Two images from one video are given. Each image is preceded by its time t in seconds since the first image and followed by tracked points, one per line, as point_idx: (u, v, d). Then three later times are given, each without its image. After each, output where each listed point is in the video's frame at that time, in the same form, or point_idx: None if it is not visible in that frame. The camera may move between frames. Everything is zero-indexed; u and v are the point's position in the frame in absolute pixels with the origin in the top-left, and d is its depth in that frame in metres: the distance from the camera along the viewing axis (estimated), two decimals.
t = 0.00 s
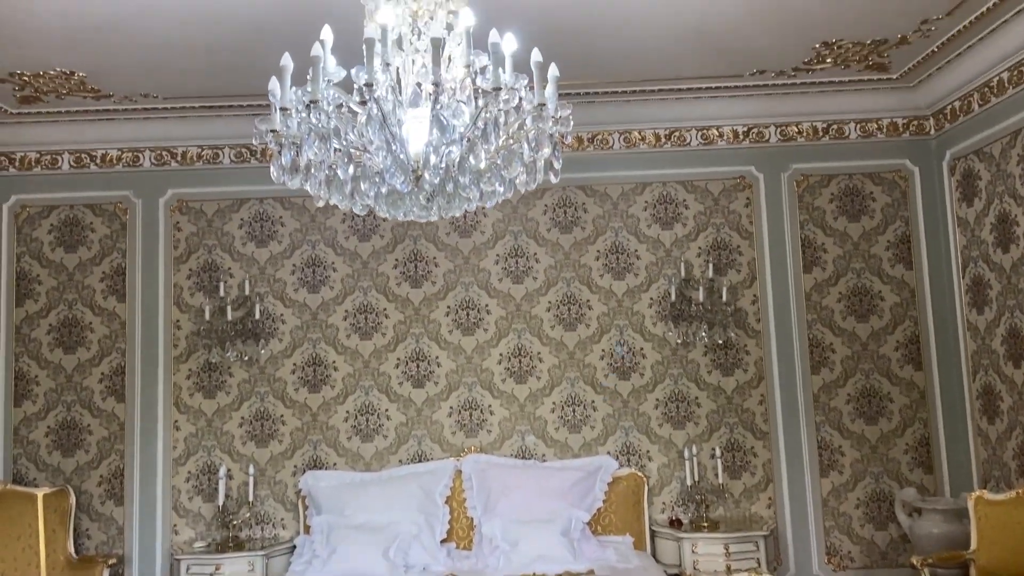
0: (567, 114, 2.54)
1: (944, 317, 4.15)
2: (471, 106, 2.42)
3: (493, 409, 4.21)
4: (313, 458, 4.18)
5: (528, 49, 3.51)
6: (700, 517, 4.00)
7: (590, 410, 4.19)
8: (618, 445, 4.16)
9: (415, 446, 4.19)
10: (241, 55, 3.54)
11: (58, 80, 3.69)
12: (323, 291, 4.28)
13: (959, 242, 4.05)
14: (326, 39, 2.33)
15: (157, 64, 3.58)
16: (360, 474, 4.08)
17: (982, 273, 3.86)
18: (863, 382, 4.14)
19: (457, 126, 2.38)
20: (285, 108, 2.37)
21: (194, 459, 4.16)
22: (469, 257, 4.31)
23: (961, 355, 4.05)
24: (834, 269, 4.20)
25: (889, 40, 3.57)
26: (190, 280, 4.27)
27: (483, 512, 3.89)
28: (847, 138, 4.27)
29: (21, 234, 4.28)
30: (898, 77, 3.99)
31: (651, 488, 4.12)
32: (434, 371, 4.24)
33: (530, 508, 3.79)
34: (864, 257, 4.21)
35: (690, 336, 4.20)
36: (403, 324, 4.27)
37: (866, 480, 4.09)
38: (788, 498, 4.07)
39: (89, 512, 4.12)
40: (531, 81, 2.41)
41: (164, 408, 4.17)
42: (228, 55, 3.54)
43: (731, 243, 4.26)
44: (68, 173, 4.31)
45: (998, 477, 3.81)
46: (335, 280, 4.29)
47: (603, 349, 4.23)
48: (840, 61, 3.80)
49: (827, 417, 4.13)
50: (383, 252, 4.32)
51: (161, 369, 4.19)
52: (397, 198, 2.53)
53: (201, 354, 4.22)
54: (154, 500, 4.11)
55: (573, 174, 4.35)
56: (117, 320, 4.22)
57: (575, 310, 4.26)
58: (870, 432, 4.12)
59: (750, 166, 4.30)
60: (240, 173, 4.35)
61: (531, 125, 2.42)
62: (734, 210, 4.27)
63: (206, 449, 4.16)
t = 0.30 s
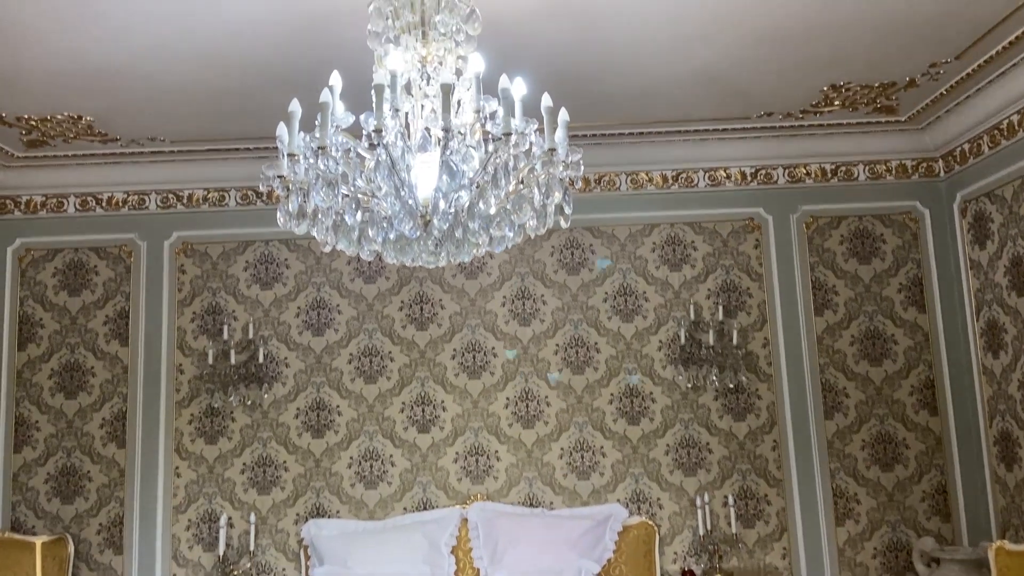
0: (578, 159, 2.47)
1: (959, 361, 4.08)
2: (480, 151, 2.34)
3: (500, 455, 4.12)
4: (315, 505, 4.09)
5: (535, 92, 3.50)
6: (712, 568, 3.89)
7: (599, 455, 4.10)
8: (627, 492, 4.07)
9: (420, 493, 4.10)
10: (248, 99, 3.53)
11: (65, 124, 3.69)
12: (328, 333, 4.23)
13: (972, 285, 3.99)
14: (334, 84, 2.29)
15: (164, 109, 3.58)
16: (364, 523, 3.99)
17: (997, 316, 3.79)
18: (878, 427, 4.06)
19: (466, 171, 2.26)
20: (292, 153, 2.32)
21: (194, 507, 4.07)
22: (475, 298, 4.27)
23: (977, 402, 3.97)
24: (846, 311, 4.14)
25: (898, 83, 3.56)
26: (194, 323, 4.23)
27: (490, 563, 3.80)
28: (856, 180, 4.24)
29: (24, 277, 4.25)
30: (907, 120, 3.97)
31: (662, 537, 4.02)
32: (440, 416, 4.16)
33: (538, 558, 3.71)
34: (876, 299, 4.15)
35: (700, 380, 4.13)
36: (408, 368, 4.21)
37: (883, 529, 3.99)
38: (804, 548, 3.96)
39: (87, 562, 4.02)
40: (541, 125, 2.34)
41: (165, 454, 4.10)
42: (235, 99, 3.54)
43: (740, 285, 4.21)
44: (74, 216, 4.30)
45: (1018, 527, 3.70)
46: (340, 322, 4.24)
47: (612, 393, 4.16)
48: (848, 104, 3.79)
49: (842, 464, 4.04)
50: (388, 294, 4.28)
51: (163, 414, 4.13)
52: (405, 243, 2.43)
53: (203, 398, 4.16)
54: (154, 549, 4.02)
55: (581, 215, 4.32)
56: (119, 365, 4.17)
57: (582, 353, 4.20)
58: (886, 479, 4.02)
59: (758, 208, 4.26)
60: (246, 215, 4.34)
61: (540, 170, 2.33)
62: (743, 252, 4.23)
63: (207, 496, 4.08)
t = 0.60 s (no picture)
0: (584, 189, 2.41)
1: (972, 393, 4.00)
2: (484, 180, 2.29)
3: (504, 489, 4.04)
4: (315, 540, 4.00)
5: (540, 121, 3.48)
6: None
7: (606, 490, 4.02)
8: (635, 527, 3.97)
9: (422, 528, 4.01)
10: (250, 128, 3.51)
11: (68, 154, 3.67)
12: (330, 364, 4.18)
13: (984, 316, 3.93)
14: (336, 112, 2.24)
15: (166, 138, 3.55)
16: (366, 559, 3.90)
17: (1010, 348, 3.72)
18: (891, 461, 3.97)
19: (470, 201, 2.20)
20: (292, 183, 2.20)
21: (193, 542, 3.99)
22: (479, 329, 4.21)
23: (991, 436, 3.88)
24: (856, 343, 4.08)
25: (906, 112, 3.52)
26: (194, 354, 4.18)
27: None
28: (864, 210, 4.19)
29: (24, 308, 4.21)
30: (915, 149, 3.93)
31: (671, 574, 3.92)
32: (443, 449, 4.09)
33: None
34: (886, 330, 4.08)
35: (708, 413, 4.05)
36: (411, 399, 4.14)
37: (897, 566, 3.88)
38: None
39: None
40: (546, 155, 2.29)
41: (163, 488, 4.02)
42: (238, 129, 3.52)
43: (749, 316, 4.14)
44: (75, 247, 4.27)
45: None
46: (342, 353, 4.19)
47: (618, 426, 4.08)
48: (855, 134, 3.75)
49: (854, 499, 3.94)
50: (391, 324, 4.23)
51: (162, 447, 4.06)
52: (407, 275, 2.32)
53: (203, 431, 4.09)
54: None
55: (588, 245, 4.27)
56: (118, 397, 4.11)
57: (588, 385, 4.13)
58: (900, 515, 3.92)
59: (766, 238, 4.21)
60: (248, 245, 4.30)
61: (545, 201, 2.27)
62: (751, 283, 4.17)
63: (205, 531, 4.00)
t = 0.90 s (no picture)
0: (588, 206, 2.37)
1: (983, 414, 3.93)
2: (486, 197, 2.26)
3: (507, 510, 3.97)
4: (316, 562, 3.94)
5: (544, 137, 3.45)
6: None
7: (611, 511, 3.95)
8: (640, 551, 3.90)
9: (424, 550, 3.95)
10: (253, 145, 3.50)
11: (69, 171, 3.66)
12: (332, 383, 4.13)
13: (995, 335, 3.87)
14: (335, 128, 2.24)
15: (167, 155, 3.54)
16: None
17: (1022, 368, 3.66)
18: (901, 483, 3.89)
19: (471, 218, 2.18)
20: (291, 200, 2.19)
21: (191, 564, 3.93)
22: (482, 347, 4.17)
23: (1004, 457, 3.81)
24: (865, 362, 4.02)
25: (914, 130, 3.48)
26: (195, 373, 4.14)
27: None
28: (872, 228, 4.15)
29: (25, 325, 4.19)
30: (924, 166, 3.89)
31: None
32: (445, 469, 4.03)
33: None
34: (895, 350, 4.02)
35: (715, 433, 3.99)
36: (413, 419, 4.09)
37: None
38: None
39: None
40: (549, 171, 2.26)
41: (162, 509, 3.97)
42: (241, 146, 3.50)
43: (755, 334, 4.09)
44: (76, 264, 4.25)
45: None
46: (344, 371, 4.15)
47: (623, 447, 4.02)
48: (863, 150, 3.72)
49: (864, 522, 3.87)
50: (394, 343, 4.19)
51: (161, 467, 4.02)
52: (407, 292, 2.30)
53: (203, 451, 4.05)
54: None
55: (593, 263, 4.23)
56: (118, 416, 4.07)
57: (592, 405, 4.08)
58: (911, 538, 3.84)
59: (773, 256, 4.16)
60: (250, 262, 4.28)
61: (548, 218, 2.24)
62: (757, 301, 4.12)
63: (204, 553, 3.94)
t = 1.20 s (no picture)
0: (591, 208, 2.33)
1: (993, 422, 3.86)
2: (486, 198, 2.22)
3: (509, 519, 3.92)
4: (315, 571, 3.88)
5: (547, 140, 3.41)
6: None
7: (615, 520, 3.89)
8: (645, 560, 3.84)
9: (425, 559, 3.89)
10: (253, 148, 3.46)
11: (67, 175, 3.63)
12: (332, 390, 4.09)
13: (1005, 341, 3.80)
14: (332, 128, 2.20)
15: (165, 158, 3.51)
16: None
17: None
18: (910, 493, 3.83)
19: (471, 219, 2.14)
20: (286, 201, 2.16)
21: (189, 572, 3.88)
22: (484, 354, 4.12)
23: (1015, 466, 3.74)
24: (873, 370, 3.96)
25: (923, 133, 3.43)
26: (194, 379, 4.10)
27: None
28: (879, 233, 4.09)
29: (23, 330, 4.15)
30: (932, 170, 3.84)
31: None
32: (446, 476, 3.98)
33: None
34: (904, 357, 3.96)
35: (720, 441, 3.93)
36: (414, 426, 4.04)
37: None
38: None
39: None
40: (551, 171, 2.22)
41: (160, 516, 3.93)
42: (241, 149, 3.47)
43: (761, 341, 4.03)
44: (76, 269, 4.22)
45: None
46: (345, 377, 4.10)
47: (627, 455, 3.96)
48: (870, 154, 3.67)
49: (873, 532, 3.80)
50: (395, 349, 4.14)
51: (159, 474, 3.97)
52: (405, 296, 2.25)
53: (202, 458, 4.00)
54: None
55: (596, 269, 4.18)
56: (116, 422, 4.03)
57: (596, 412, 4.02)
58: (920, 549, 3.77)
59: (779, 261, 4.11)
60: (250, 267, 4.24)
61: (550, 219, 2.20)
62: (763, 307, 4.07)
63: (202, 561, 3.89)
